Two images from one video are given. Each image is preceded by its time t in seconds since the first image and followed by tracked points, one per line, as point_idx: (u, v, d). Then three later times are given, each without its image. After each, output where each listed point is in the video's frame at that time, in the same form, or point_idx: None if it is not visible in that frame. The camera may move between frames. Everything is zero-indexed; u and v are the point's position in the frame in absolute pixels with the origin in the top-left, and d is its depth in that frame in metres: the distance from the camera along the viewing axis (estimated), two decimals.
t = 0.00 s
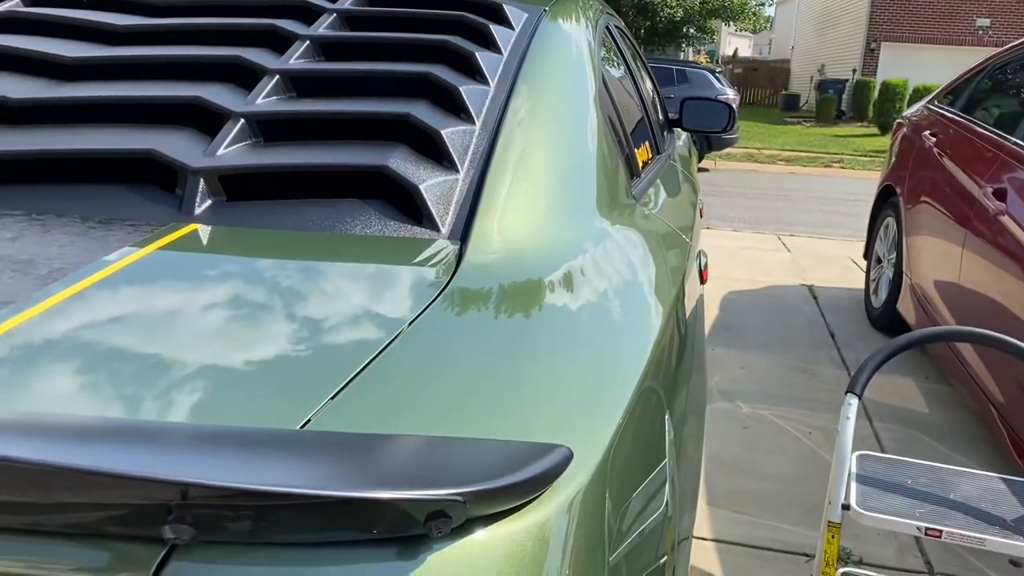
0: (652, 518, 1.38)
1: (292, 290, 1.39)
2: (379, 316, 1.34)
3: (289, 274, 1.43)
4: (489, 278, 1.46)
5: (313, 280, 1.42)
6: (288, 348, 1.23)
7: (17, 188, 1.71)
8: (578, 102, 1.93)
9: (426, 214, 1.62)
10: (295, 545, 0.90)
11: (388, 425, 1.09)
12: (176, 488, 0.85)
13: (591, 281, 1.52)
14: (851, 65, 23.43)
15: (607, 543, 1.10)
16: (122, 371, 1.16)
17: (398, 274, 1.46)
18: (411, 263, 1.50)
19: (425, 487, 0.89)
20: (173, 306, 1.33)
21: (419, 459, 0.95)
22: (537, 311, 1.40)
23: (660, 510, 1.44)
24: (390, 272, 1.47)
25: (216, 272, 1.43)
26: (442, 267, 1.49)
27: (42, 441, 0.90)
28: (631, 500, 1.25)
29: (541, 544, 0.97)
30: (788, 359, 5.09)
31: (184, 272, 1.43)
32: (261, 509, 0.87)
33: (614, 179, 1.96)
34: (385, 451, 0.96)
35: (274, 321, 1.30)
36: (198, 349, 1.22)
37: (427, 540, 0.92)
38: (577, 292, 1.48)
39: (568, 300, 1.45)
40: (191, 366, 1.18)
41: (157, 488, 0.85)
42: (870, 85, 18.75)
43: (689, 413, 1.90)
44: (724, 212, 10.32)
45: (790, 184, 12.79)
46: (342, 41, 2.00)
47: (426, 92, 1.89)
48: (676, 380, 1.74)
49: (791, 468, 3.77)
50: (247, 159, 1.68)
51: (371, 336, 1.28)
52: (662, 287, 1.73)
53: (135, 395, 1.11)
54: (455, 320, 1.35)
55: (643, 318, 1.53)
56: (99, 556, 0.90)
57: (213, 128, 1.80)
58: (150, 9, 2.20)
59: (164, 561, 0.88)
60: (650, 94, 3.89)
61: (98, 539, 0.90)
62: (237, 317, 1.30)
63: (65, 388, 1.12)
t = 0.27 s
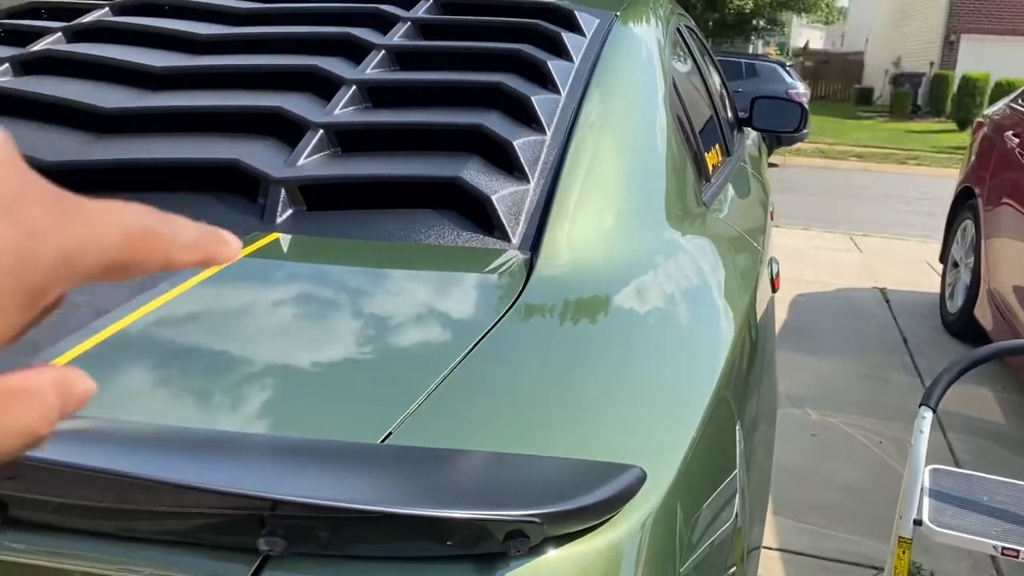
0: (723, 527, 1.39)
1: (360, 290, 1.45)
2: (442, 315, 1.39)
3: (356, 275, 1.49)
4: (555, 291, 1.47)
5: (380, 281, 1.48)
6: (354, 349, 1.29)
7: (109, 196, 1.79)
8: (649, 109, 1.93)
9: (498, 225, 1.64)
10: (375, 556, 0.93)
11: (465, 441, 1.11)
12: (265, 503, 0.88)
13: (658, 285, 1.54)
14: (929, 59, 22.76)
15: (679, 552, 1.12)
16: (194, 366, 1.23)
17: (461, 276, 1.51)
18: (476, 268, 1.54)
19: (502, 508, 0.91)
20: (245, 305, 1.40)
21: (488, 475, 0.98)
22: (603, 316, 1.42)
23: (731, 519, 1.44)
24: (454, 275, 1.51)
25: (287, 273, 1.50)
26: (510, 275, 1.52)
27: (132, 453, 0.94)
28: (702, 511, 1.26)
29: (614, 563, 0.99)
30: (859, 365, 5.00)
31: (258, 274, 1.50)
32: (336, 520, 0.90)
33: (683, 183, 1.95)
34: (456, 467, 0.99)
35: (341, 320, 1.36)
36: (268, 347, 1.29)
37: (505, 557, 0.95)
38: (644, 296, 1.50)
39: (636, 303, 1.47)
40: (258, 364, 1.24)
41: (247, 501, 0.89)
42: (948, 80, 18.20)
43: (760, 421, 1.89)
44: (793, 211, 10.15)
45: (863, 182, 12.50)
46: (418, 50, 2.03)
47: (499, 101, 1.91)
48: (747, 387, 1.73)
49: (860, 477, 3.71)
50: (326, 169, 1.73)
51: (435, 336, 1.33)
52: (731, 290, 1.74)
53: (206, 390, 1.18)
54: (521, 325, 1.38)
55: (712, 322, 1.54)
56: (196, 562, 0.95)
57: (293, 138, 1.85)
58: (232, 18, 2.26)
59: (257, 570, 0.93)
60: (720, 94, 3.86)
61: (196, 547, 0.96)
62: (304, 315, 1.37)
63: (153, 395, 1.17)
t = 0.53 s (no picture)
0: (801, 546, 1.37)
1: (422, 294, 1.47)
2: (502, 319, 1.41)
3: (418, 280, 1.52)
4: (626, 306, 1.46)
5: (442, 286, 1.50)
6: (418, 353, 1.31)
7: (192, 202, 1.83)
8: (726, 117, 1.90)
9: (571, 236, 1.64)
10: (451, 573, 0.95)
11: (546, 460, 1.12)
12: (345, 520, 0.90)
13: (733, 295, 1.53)
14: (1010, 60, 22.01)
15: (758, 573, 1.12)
16: (262, 366, 1.26)
17: (522, 284, 1.52)
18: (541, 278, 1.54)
19: (588, 533, 0.90)
20: (310, 306, 1.43)
21: (559, 495, 0.97)
22: (672, 326, 1.42)
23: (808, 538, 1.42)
24: (516, 283, 1.53)
25: (351, 277, 1.53)
26: (583, 287, 1.52)
27: (214, 465, 0.96)
28: (780, 529, 1.25)
29: None
30: (933, 377, 4.86)
31: (323, 277, 1.53)
32: (412, 536, 0.91)
33: (759, 190, 1.93)
34: (526, 484, 0.99)
35: (403, 322, 1.39)
36: (332, 349, 1.31)
37: None
38: (717, 306, 1.49)
39: (710, 315, 1.46)
40: (323, 365, 1.27)
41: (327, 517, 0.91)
42: None
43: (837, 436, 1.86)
44: (865, 216, 9.91)
45: (938, 187, 12.14)
46: (493, 58, 2.04)
47: (574, 110, 1.90)
48: (826, 399, 1.70)
49: (934, 494, 3.61)
50: (402, 178, 1.75)
51: (497, 342, 1.35)
52: (807, 297, 1.74)
53: (273, 388, 1.21)
54: (588, 335, 1.39)
55: (789, 334, 1.52)
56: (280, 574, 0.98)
57: (370, 146, 1.88)
58: (310, 25, 2.30)
59: None
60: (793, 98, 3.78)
61: (280, 561, 0.99)
62: (368, 316, 1.40)
63: (227, 397, 1.20)
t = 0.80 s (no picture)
0: (841, 554, 1.36)
1: (466, 293, 1.49)
2: (547, 320, 1.41)
3: (462, 280, 1.53)
4: (668, 309, 1.45)
5: (486, 286, 1.51)
6: (462, 352, 1.32)
7: (239, 201, 1.87)
8: (771, 120, 1.88)
9: (611, 237, 1.64)
10: (483, 572, 0.96)
11: (579, 461, 1.12)
12: (380, 517, 0.92)
13: (776, 299, 1.52)
14: None
15: None
16: (306, 361, 1.29)
17: (566, 286, 1.52)
18: (584, 280, 1.54)
19: (619, 535, 0.90)
20: (357, 303, 1.45)
21: (595, 497, 0.98)
22: (716, 330, 1.41)
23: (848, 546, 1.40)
24: (560, 285, 1.53)
25: (397, 276, 1.54)
26: (625, 288, 1.52)
27: (253, 459, 0.98)
28: (818, 537, 1.23)
29: None
30: (987, 386, 4.75)
31: (369, 276, 1.55)
32: (448, 535, 0.92)
33: (804, 192, 1.90)
34: (559, 485, 0.99)
35: (449, 321, 1.40)
36: (377, 346, 1.33)
37: None
38: (760, 310, 1.48)
39: (753, 319, 1.45)
40: (368, 362, 1.29)
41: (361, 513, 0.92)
42: None
43: (882, 443, 1.83)
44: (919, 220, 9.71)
45: (996, 192, 11.85)
46: (538, 60, 2.04)
47: (617, 112, 1.90)
48: (870, 405, 1.67)
49: (984, 506, 3.53)
50: (444, 179, 1.76)
51: (540, 342, 1.35)
52: (853, 303, 1.71)
53: (318, 383, 1.24)
54: (631, 336, 1.38)
55: (833, 340, 1.51)
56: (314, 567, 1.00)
57: (413, 147, 1.90)
58: (357, 27, 2.33)
59: None
60: (843, 101, 3.72)
61: (317, 555, 1.00)
62: (414, 314, 1.42)
63: (273, 390, 1.22)
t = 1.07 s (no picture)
0: (872, 562, 1.34)
1: (496, 295, 1.49)
2: (578, 322, 1.41)
3: (493, 281, 1.53)
4: (699, 313, 1.45)
5: (517, 287, 1.52)
6: (492, 353, 1.32)
7: (272, 201, 1.89)
8: (804, 123, 1.86)
9: (642, 240, 1.63)
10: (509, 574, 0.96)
11: (606, 464, 1.11)
12: (407, 516, 0.92)
13: (809, 304, 1.50)
14: None
15: None
16: (339, 361, 1.30)
17: (597, 288, 1.52)
18: (614, 283, 1.54)
19: (647, 539, 0.90)
20: (389, 303, 1.46)
21: (623, 500, 0.98)
22: (748, 334, 1.40)
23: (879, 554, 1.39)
24: (591, 287, 1.53)
25: (428, 277, 1.55)
26: (655, 290, 1.51)
27: (283, 457, 0.99)
28: (848, 544, 1.22)
29: None
30: None
31: (400, 277, 1.56)
32: (477, 535, 0.93)
33: (838, 196, 1.89)
34: (586, 488, 0.99)
35: (479, 321, 1.40)
36: (408, 346, 1.34)
37: None
38: (793, 315, 1.47)
39: (785, 323, 1.44)
40: (400, 362, 1.30)
41: (390, 513, 0.93)
42: None
43: (915, 450, 1.81)
44: (956, 224, 9.57)
45: None
46: (569, 62, 2.04)
47: (648, 114, 1.90)
48: (903, 412, 1.65)
49: (1021, 515, 3.46)
50: (474, 181, 1.77)
51: (570, 344, 1.35)
52: (887, 307, 1.70)
53: (350, 382, 1.25)
54: (661, 339, 1.38)
55: (866, 345, 1.49)
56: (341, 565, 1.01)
57: (444, 149, 1.91)
58: (389, 30, 2.35)
59: None
60: (879, 103, 3.68)
61: (346, 554, 1.01)
62: (445, 314, 1.43)
63: (305, 390, 1.23)
